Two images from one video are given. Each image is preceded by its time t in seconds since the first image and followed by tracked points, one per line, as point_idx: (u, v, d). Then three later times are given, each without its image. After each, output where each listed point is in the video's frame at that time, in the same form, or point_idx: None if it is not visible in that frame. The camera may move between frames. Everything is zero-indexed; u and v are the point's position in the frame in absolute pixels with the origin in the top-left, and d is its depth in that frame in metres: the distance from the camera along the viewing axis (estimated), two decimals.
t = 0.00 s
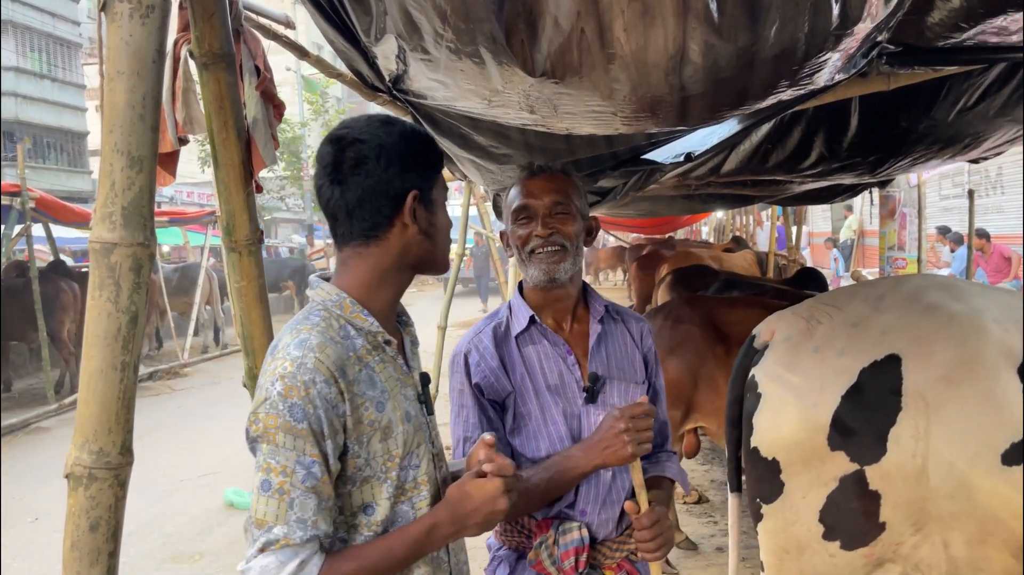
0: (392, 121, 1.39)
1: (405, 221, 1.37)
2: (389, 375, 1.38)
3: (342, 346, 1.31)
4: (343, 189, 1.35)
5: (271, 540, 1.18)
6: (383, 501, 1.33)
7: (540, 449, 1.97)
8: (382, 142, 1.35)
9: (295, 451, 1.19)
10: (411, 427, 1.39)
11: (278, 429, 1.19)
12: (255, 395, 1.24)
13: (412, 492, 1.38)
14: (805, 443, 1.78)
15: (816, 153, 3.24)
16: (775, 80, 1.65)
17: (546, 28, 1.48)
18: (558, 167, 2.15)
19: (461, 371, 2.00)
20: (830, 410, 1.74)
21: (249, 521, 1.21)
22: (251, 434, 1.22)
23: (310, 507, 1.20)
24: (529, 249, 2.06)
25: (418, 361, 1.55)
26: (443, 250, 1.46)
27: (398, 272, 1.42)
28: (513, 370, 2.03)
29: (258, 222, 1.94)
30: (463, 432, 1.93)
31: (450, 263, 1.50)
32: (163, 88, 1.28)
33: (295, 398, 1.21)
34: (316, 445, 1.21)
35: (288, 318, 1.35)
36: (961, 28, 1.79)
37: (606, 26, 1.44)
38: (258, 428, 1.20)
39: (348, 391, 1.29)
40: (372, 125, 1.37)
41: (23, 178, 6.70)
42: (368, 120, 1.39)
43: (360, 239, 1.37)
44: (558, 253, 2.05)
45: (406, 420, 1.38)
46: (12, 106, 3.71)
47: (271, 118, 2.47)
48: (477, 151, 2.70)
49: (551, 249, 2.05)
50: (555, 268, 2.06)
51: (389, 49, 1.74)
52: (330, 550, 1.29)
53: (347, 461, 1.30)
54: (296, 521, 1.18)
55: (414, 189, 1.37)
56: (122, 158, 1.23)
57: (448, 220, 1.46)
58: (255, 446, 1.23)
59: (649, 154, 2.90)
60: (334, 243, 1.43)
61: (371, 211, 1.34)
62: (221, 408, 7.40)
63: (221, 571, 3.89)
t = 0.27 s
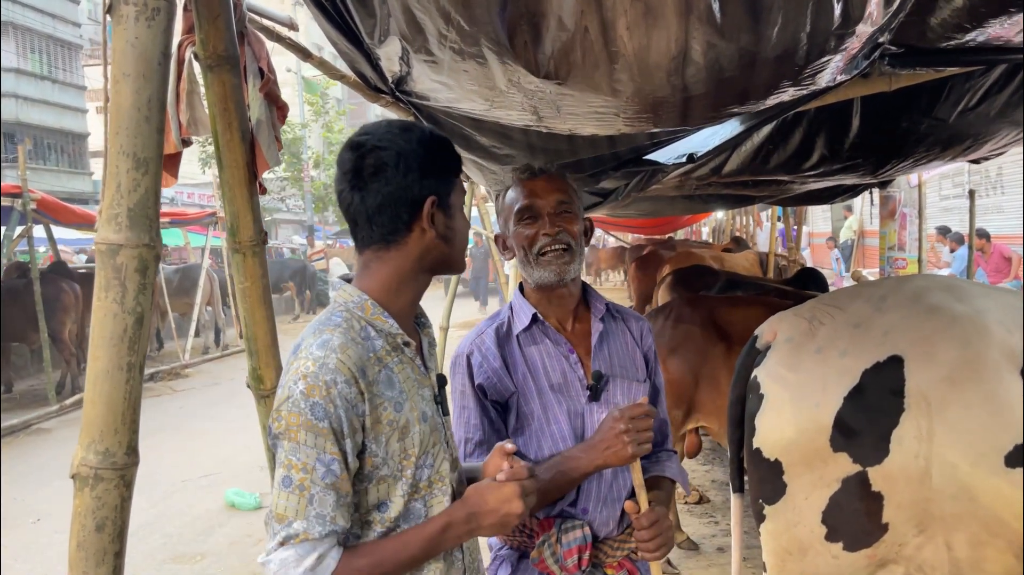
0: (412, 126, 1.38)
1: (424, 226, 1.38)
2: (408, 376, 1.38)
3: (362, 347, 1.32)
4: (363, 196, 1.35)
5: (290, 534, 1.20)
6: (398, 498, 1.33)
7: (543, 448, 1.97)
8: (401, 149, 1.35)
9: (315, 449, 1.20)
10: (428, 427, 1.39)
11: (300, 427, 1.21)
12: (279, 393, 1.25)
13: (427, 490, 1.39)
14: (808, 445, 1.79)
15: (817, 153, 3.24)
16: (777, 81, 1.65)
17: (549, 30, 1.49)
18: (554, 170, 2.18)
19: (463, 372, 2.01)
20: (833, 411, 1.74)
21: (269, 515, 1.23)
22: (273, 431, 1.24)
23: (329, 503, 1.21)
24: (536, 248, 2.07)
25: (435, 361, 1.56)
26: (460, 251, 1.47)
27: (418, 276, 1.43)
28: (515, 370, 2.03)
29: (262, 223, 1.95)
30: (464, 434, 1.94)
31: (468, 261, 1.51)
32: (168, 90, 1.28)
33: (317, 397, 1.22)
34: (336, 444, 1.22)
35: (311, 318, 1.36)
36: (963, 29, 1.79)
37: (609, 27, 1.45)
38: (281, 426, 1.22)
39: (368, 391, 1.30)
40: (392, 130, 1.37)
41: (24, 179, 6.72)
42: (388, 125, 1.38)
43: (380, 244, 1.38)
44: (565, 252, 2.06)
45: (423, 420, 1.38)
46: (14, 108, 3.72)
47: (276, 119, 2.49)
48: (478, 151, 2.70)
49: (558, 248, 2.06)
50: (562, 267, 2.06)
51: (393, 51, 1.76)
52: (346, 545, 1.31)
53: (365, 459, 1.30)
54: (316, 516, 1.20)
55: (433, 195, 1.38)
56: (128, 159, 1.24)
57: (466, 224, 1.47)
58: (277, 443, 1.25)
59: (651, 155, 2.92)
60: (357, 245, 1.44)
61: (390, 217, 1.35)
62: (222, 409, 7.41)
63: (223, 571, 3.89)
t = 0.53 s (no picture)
0: (416, 132, 1.40)
1: (430, 229, 1.39)
2: (415, 380, 1.39)
3: (372, 349, 1.33)
4: (370, 201, 1.37)
5: (292, 532, 1.20)
6: (400, 501, 1.34)
7: (556, 449, 2.00)
8: (406, 154, 1.37)
9: (322, 449, 1.21)
10: (432, 432, 1.40)
11: (308, 426, 1.21)
12: (288, 391, 1.25)
13: (428, 495, 1.39)
14: (810, 446, 1.79)
15: (817, 154, 3.25)
16: (778, 83, 1.66)
17: (551, 31, 1.50)
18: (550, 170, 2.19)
19: (475, 376, 2.04)
20: (835, 412, 1.74)
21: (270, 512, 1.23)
22: (280, 429, 1.24)
23: (332, 503, 1.21)
24: (541, 249, 2.08)
25: (442, 368, 1.57)
26: (468, 252, 1.48)
27: (426, 279, 1.45)
28: (527, 372, 2.05)
29: (265, 224, 1.96)
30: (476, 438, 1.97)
31: (475, 262, 1.52)
32: (173, 92, 1.29)
33: (327, 397, 1.22)
34: (343, 444, 1.23)
35: (321, 319, 1.37)
36: (963, 31, 1.80)
37: (611, 29, 1.45)
38: (288, 423, 1.22)
39: (376, 393, 1.30)
40: (396, 136, 1.39)
41: (25, 180, 6.73)
42: (391, 132, 1.40)
43: (387, 248, 1.40)
44: (570, 249, 2.08)
45: (428, 425, 1.39)
46: (16, 110, 3.74)
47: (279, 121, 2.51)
48: (480, 153, 2.70)
49: (563, 246, 2.07)
50: (568, 264, 2.08)
51: (395, 53, 1.76)
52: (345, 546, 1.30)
53: (369, 461, 1.31)
54: (318, 516, 1.20)
55: (438, 198, 1.39)
56: (133, 161, 1.24)
57: (472, 227, 1.48)
58: (283, 441, 1.25)
59: (652, 157, 2.93)
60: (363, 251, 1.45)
61: (396, 221, 1.37)
62: (224, 410, 7.42)
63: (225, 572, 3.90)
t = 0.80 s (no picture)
0: (413, 134, 1.42)
1: (427, 230, 1.40)
2: (413, 381, 1.41)
3: (371, 350, 1.34)
4: (367, 202, 1.38)
5: (292, 533, 1.21)
6: (399, 502, 1.35)
7: (568, 448, 2.04)
8: (403, 155, 1.38)
9: (322, 449, 1.22)
10: (430, 432, 1.42)
11: (308, 426, 1.22)
12: (287, 392, 1.27)
13: (426, 496, 1.41)
14: (812, 448, 1.79)
15: (818, 156, 3.26)
16: (778, 86, 1.66)
17: (553, 34, 1.51)
18: (579, 174, 2.23)
19: (490, 374, 2.10)
20: (836, 414, 1.75)
21: (270, 513, 1.25)
22: (280, 430, 1.25)
23: (332, 505, 1.22)
24: (557, 257, 2.15)
25: (437, 367, 1.59)
26: (463, 253, 1.49)
27: (421, 281, 1.46)
28: (541, 372, 2.10)
29: (268, 226, 1.96)
30: (489, 435, 2.03)
31: (470, 264, 1.54)
32: (177, 96, 1.30)
33: (327, 397, 1.24)
34: (343, 445, 1.24)
35: (320, 319, 1.38)
36: (962, 34, 1.80)
37: (612, 33, 1.46)
38: (288, 424, 1.23)
39: (376, 393, 1.32)
40: (394, 137, 1.40)
41: (27, 183, 6.75)
42: (390, 133, 1.42)
43: (384, 249, 1.41)
44: (585, 261, 2.14)
45: (426, 425, 1.41)
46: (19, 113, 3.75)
47: (281, 124, 2.51)
48: (482, 155, 2.71)
49: (578, 257, 2.14)
50: (583, 275, 2.14)
51: (397, 56, 1.75)
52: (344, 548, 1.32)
53: (369, 462, 1.33)
54: (318, 517, 1.21)
55: (435, 200, 1.40)
56: (137, 164, 1.25)
57: (469, 228, 1.49)
58: (283, 442, 1.27)
59: (653, 159, 2.93)
60: (361, 252, 1.47)
61: (393, 222, 1.38)
62: (225, 412, 7.43)
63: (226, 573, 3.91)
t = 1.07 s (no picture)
0: (406, 136, 1.43)
1: (417, 233, 1.42)
2: (402, 384, 1.42)
3: (360, 352, 1.35)
4: (358, 205, 1.41)
5: (278, 536, 1.21)
6: (388, 507, 1.36)
7: (577, 447, 2.05)
8: (393, 158, 1.40)
9: (309, 452, 1.23)
10: (419, 436, 1.43)
11: (294, 428, 1.23)
12: (274, 393, 1.27)
13: (416, 500, 1.42)
14: (812, 449, 1.80)
15: (818, 158, 3.26)
16: (778, 89, 1.67)
17: (553, 37, 1.52)
18: (587, 175, 2.27)
19: (503, 371, 2.13)
20: (837, 415, 1.75)
21: (258, 516, 1.25)
22: (267, 432, 1.26)
23: (320, 507, 1.23)
24: (563, 251, 2.18)
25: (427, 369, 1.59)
26: (456, 256, 1.50)
27: (413, 284, 1.47)
28: (553, 371, 2.11)
29: (270, 229, 1.97)
30: (502, 432, 2.07)
31: (463, 267, 1.55)
32: (180, 100, 1.30)
33: (314, 399, 1.24)
34: (330, 447, 1.25)
35: (309, 321, 1.39)
36: (961, 37, 1.81)
37: (612, 36, 1.48)
38: (275, 426, 1.24)
39: (364, 396, 1.33)
40: (385, 140, 1.42)
41: (28, 186, 6.76)
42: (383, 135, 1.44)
43: (376, 251, 1.43)
44: (591, 253, 2.15)
45: (415, 428, 1.42)
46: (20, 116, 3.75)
47: (283, 127, 2.52)
48: (483, 158, 2.72)
49: (582, 250, 2.16)
50: (590, 267, 2.15)
51: (398, 59, 1.75)
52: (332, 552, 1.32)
53: (357, 465, 1.33)
54: (304, 520, 1.22)
55: (426, 202, 1.42)
56: (141, 168, 1.26)
57: (462, 232, 1.50)
58: (270, 444, 1.27)
59: (653, 162, 2.92)
60: (353, 254, 1.48)
61: (384, 225, 1.40)
62: (226, 414, 7.43)
63: None
